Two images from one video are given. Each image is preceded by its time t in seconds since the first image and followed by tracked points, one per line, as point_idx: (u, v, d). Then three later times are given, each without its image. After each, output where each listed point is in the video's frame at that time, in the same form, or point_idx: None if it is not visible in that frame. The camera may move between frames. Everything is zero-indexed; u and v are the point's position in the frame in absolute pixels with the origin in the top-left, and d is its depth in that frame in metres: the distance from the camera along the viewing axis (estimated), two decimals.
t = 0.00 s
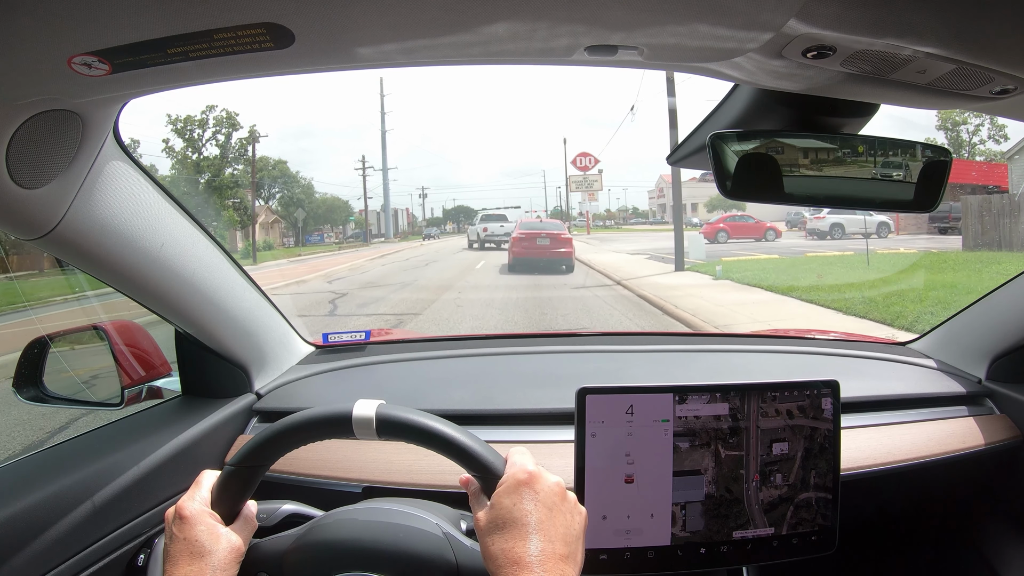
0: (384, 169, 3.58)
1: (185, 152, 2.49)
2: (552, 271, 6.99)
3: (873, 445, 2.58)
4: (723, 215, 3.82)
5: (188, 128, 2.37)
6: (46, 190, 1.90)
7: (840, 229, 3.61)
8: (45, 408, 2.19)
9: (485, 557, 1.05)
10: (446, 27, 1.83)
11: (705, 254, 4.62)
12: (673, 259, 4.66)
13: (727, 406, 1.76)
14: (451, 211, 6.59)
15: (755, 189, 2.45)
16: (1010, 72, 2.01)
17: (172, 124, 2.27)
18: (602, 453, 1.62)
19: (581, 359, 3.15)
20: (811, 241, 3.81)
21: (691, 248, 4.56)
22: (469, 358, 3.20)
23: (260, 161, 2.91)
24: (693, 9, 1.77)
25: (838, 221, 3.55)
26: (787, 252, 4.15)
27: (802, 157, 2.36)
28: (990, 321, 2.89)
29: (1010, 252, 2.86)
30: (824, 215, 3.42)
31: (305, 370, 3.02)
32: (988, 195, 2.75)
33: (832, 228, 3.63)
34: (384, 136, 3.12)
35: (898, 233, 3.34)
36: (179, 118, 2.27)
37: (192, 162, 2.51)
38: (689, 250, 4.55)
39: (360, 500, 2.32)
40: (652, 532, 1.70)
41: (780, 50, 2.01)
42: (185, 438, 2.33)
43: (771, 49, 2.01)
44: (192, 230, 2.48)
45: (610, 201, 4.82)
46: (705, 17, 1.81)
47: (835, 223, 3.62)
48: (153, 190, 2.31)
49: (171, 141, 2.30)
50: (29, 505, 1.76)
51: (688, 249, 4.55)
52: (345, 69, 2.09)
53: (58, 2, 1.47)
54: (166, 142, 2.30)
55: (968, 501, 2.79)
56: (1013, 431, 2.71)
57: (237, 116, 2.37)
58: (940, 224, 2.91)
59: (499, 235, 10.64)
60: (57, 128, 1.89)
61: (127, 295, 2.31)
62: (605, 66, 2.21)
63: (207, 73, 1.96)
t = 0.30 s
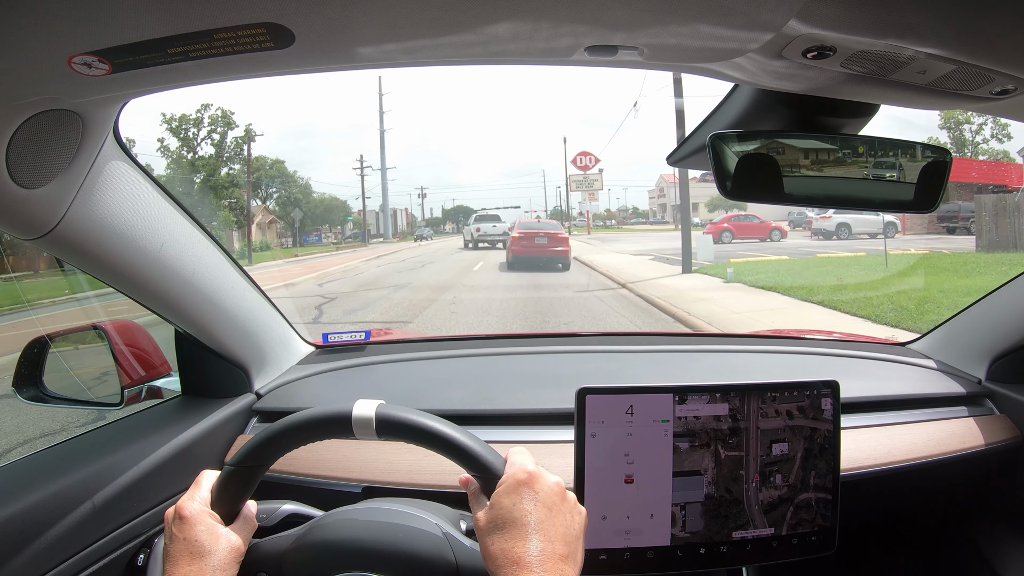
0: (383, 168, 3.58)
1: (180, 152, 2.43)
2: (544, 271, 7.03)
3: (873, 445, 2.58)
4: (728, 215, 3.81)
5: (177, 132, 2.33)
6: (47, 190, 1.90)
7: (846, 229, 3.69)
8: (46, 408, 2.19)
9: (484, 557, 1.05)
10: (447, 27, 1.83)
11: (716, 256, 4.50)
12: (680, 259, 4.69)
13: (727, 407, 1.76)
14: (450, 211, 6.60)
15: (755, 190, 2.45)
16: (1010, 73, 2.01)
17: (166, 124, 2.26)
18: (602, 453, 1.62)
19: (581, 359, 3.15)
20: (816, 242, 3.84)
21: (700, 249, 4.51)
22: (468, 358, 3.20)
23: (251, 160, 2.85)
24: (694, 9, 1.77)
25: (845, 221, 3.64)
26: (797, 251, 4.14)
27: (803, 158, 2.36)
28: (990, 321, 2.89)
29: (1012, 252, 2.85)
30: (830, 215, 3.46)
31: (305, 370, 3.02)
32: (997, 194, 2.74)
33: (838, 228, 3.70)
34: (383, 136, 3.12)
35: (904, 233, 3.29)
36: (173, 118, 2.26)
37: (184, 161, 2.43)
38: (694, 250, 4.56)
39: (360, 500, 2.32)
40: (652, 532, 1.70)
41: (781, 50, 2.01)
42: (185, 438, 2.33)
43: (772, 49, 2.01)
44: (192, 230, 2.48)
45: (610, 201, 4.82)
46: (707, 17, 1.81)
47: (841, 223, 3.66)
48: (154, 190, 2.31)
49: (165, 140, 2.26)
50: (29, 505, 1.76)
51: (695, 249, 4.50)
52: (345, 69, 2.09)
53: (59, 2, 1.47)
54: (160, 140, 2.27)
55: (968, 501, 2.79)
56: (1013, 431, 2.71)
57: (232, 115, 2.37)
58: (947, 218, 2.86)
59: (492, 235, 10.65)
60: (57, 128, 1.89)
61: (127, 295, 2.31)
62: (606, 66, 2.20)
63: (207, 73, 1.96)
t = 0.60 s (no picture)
0: (382, 168, 3.57)
1: (173, 151, 2.37)
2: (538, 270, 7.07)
3: (873, 445, 2.58)
4: (734, 214, 3.84)
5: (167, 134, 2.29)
6: (47, 190, 1.91)
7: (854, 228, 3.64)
8: (47, 408, 2.19)
9: (484, 557, 1.05)
10: (449, 27, 1.83)
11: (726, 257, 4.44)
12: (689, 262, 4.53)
13: (727, 407, 1.76)
14: (450, 211, 6.60)
15: (756, 189, 2.45)
16: (1010, 73, 2.01)
17: (160, 123, 2.22)
18: (602, 453, 1.62)
19: (580, 359, 3.15)
20: (824, 241, 3.84)
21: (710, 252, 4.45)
22: (468, 357, 3.20)
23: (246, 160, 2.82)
24: (696, 9, 1.77)
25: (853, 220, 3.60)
26: (799, 253, 4.02)
27: (803, 158, 2.36)
28: (989, 321, 2.90)
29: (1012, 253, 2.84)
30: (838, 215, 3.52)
31: (305, 370, 3.02)
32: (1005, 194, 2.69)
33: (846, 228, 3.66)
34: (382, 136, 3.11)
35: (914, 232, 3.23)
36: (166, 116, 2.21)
37: (180, 160, 2.40)
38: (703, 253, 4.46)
39: (360, 500, 2.32)
40: (652, 532, 1.70)
41: (781, 50, 2.01)
42: (185, 438, 2.33)
43: (772, 49, 2.01)
44: (191, 230, 2.49)
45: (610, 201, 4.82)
46: (708, 17, 1.81)
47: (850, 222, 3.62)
48: (154, 190, 2.31)
49: (160, 141, 2.24)
50: (30, 505, 1.76)
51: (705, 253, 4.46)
52: (345, 69, 2.09)
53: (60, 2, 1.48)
54: (155, 140, 2.25)
55: (968, 501, 2.79)
56: (1012, 431, 2.71)
57: (226, 113, 2.37)
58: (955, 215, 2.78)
59: (487, 235, 10.68)
60: (57, 127, 1.89)
61: (127, 295, 2.31)
62: (607, 66, 2.21)
63: (207, 73, 1.96)
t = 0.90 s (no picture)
0: (380, 167, 3.56)
1: (165, 150, 2.31)
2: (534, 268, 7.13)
3: (873, 446, 2.58)
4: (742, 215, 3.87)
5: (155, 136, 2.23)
6: (47, 190, 1.91)
7: (864, 229, 3.45)
8: (47, 408, 2.19)
9: (483, 555, 1.05)
10: (450, 26, 1.83)
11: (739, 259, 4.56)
12: (702, 265, 4.71)
13: (727, 407, 1.76)
14: (449, 210, 6.60)
15: (756, 189, 2.46)
16: (1011, 73, 2.01)
17: (154, 122, 2.19)
18: (601, 453, 1.62)
19: (580, 359, 3.15)
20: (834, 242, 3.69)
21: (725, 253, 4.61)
22: (468, 357, 3.20)
23: (239, 159, 2.82)
24: (697, 9, 1.77)
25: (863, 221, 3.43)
26: (802, 253, 4.00)
27: (804, 158, 2.36)
28: (989, 320, 2.90)
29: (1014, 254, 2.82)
30: (846, 215, 3.42)
31: (305, 370, 3.02)
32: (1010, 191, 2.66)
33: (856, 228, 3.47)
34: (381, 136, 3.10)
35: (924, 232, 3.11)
36: (160, 115, 2.18)
37: (169, 159, 2.33)
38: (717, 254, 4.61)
39: (361, 500, 2.32)
40: (652, 532, 1.70)
41: (781, 50, 2.01)
42: (185, 438, 2.33)
43: (772, 49, 2.01)
44: (191, 229, 2.49)
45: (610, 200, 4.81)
46: (710, 17, 1.81)
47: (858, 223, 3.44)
48: (154, 189, 2.31)
49: (151, 140, 2.19)
50: (30, 505, 1.76)
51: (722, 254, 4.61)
52: (345, 69, 2.09)
53: (62, 3, 1.48)
54: (148, 139, 2.21)
55: (968, 501, 2.79)
56: (1012, 431, 2.71)
57: (219, 111, 2.37)
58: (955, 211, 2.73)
59: (483, 235, 10.69)
60: (57, 127, 1.89)
61: (127, 295, 2.32)
62: (608, 66, 2.21)
63: (207, 73, 1.97)
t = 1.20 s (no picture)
0: (378, 166, 3.55)
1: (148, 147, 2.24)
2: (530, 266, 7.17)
3: (873, 445, 2.58)
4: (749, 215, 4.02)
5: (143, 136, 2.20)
6: (47, 190, 1.91)
7: (875, 228, 3.51)
8: (48, 408, 2.20)
9: (482, 554, 1.05)
10: (451, 26, 1.83)
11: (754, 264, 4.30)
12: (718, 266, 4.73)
13: (727, 407, 1.76)
14: (448, 210, 6.61)
15: (756, 189, 2.46)
16: (1010, 72, 2.01)
17: (145, 119, 2.16)
18: (602, 453, 1.62)
19: (580, 359, 3.15)
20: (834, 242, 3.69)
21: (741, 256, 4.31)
22: (468, 358, 3.20)
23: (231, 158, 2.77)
24: (698, 9, 1.77)
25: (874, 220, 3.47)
26: (801, 253, 4.01)
27: (805, 158, 2.36)
28: (989, 320, 2.90)
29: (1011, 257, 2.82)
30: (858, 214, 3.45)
31: (305, 370, 3.02)
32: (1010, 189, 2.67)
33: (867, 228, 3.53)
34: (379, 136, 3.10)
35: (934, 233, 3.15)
36: (151, 113, 2.15)
37: (159, 157, 2.29)
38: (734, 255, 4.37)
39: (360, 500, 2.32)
40: (652, 532, 1.70)
41: (781, 50, 2.01)
42: (185, 438, 2.33)
43: (772, 49, 2.01)
44: (191, 230, 2.49)
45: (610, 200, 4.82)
46: (710, 17, 1.81)
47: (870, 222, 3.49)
48: (153, 189, 2.31)
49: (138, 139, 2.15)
50: (30, 505, 1.76)
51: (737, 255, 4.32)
52: (344, 69, 2.09)
53: (62, 3, 1.48)
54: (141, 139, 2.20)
55: (968, 501, 2.79)
56: (1012, 431, 2.71)
57: (211, 109, 2.31)
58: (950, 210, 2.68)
59: (478, 235, 10.70)
60: (57, 127, 1.89)
61: (128, 295, 2.32)
62: (608, 66, 2.20)
63: (207, 73, 1.96)
